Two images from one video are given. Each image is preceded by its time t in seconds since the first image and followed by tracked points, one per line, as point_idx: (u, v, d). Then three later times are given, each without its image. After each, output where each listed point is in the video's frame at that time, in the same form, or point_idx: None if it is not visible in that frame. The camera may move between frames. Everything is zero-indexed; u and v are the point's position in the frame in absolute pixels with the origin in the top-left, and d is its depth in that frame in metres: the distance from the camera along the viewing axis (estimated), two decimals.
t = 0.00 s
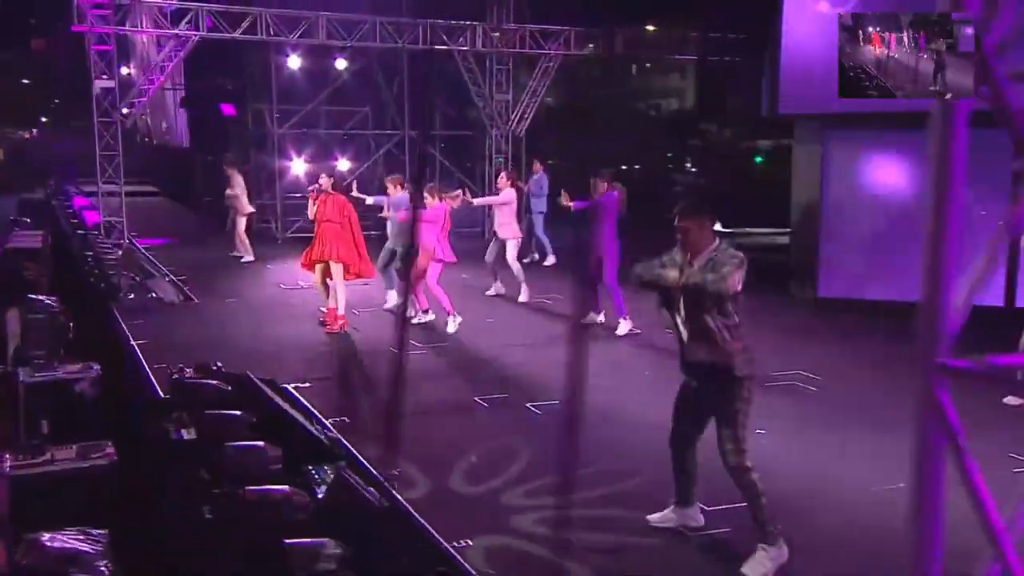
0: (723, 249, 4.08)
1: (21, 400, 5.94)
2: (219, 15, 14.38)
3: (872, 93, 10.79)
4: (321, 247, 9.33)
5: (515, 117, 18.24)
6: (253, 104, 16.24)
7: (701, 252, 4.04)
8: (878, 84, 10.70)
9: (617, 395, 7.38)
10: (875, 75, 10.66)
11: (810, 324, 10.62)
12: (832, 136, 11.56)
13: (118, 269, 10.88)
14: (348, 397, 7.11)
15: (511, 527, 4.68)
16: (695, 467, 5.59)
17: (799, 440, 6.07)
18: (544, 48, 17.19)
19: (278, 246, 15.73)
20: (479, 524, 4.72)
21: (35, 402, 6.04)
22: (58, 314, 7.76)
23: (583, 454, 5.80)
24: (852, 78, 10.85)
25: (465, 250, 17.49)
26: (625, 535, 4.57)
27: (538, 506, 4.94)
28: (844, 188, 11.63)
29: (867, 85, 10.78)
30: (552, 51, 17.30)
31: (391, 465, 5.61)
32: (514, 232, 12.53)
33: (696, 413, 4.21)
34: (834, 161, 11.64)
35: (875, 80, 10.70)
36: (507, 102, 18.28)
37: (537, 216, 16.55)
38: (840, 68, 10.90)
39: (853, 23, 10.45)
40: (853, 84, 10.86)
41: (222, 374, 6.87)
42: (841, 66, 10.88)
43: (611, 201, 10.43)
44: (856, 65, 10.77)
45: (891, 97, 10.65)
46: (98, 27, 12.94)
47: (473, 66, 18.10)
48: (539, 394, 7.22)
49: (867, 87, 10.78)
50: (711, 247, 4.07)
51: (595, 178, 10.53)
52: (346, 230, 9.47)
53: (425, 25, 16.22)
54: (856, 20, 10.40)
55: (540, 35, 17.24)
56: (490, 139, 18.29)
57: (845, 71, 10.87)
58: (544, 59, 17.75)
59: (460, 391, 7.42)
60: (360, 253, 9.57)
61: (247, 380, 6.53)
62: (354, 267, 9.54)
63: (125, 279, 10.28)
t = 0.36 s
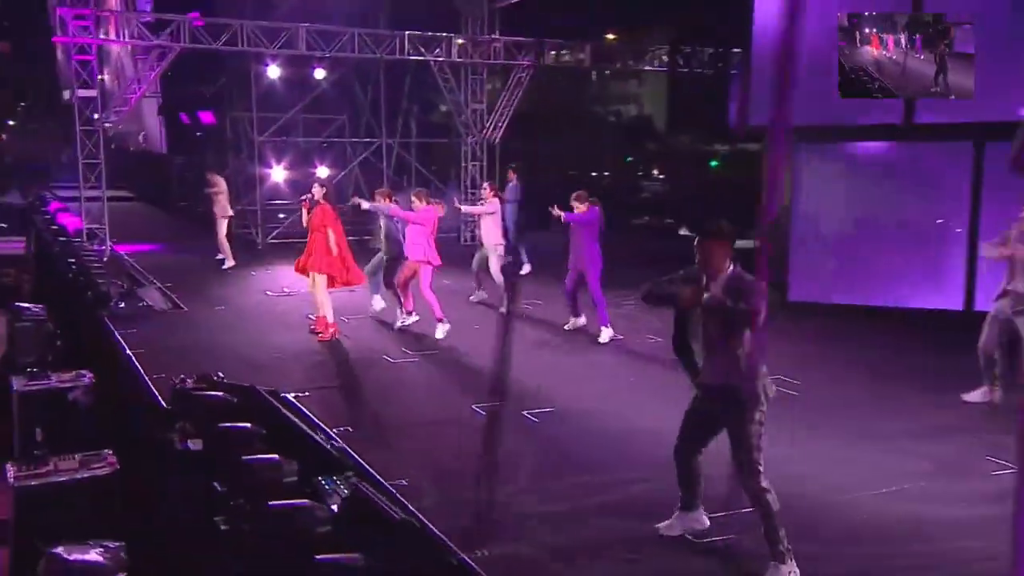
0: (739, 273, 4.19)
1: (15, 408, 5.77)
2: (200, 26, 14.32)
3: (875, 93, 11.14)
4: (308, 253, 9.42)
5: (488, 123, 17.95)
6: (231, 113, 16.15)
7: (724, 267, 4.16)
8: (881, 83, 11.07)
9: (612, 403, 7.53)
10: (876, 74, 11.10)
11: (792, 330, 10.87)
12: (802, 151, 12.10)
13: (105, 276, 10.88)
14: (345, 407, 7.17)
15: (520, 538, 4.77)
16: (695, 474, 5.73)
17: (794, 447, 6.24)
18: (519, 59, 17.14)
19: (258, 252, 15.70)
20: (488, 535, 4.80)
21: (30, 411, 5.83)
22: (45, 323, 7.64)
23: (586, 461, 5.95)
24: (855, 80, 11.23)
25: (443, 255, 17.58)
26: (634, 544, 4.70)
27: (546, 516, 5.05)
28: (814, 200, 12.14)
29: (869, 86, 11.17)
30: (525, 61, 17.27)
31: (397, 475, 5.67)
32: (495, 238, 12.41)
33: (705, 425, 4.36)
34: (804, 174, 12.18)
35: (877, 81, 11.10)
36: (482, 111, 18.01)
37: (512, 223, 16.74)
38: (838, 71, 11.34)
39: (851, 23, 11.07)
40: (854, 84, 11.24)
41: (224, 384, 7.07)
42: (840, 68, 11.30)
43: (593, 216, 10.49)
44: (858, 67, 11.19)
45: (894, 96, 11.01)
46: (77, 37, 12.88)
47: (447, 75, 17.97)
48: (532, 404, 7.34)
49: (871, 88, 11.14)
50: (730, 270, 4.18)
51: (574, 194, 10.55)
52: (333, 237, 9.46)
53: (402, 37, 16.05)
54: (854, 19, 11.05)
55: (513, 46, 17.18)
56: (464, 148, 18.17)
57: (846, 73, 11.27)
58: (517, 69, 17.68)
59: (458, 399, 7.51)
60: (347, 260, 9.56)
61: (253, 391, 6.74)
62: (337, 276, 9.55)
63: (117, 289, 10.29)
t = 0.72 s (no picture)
0: (736, 303, 4.43)
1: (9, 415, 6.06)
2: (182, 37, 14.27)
3: (878, 92, 11.00)
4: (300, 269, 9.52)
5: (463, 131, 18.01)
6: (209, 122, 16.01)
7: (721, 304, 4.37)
8: (883, 83, 10.94)
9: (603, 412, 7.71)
10: (877, 74, 10.97)
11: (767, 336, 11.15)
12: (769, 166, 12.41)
13: (92, 285, 10.87)
14: (343, 419, 7.27)
15: (525, 545, 4.90)
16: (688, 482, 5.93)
17: (782, 456, 6.47)
18: (492, 71, 17.31)
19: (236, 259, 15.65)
20: (496, 542, 4.93)
21: (21, 422, 6.10)
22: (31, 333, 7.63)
23: (587, 469, 6.13)
24: (856, 81, 11.11)
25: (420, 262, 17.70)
26: (638, 552, 4.86)
27: (548, 524, 5.19)
28: (781, 214, 12.46)
29: (871, 86, 11.04)
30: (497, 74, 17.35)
31: (401, 484, 5.80)
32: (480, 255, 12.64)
33: (707, 438, 4.53)
34: (771, 189, 12.48)
35: (879, 80, 10.95)
36: (456, 122, 18.15)
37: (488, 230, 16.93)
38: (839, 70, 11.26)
39: (848, 23, 11.01)
40: (856, 85, 11.13)
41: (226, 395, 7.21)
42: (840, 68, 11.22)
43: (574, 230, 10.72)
44: (855, 66, 11.09)
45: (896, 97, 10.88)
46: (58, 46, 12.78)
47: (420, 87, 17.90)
48: (525, 413, 7.52)
49: (873, 88, 11.01)
50: (730, 299, 4.41)
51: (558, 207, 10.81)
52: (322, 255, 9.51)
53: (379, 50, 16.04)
54: (851, 20, 10.98)
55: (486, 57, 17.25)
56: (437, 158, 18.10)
57: (846, 74, 11.17)
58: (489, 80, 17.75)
59: (453, 407, 7.65)
60: (331, 273, 9.52)
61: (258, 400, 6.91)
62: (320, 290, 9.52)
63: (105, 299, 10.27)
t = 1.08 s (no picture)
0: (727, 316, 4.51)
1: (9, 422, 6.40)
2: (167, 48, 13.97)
3: (881, 92, 11.58)
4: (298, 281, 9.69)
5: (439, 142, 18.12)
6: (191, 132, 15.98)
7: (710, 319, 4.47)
8: (885, 83, 11.57)
9: (597, 420, 7.97)
10: (877, 74, 11.59)
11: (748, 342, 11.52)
12: (743, 174, 12.83)
13: (84, 294, 10.92)
14: (346, 429, 7.41)
15: (540, 548, 5.07)
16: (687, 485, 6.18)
17: (773, 460, 6.76)
18: (467, 84, 17.41)
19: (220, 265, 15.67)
20: (512, 546, 5.11)
21: (19, 430, 6.43)
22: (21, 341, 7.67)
23: (590, 476, 6.33)
24: (858, 81, 11.66)
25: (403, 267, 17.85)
26: (648, 552, 5.05)
27: (560, 528, 5.36)
28: (754, 221, 12.83)
29: (871, 86, 11.59)
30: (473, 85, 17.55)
31: (413, 492, 5.97)
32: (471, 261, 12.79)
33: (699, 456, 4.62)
34: (744, 196, 12.88)
35: (880, 79, 11.58)
36: (434, 132, 18.28)
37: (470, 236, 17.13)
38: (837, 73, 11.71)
39: (846, 25, 11.55)
40: (857, 85, 11.65)
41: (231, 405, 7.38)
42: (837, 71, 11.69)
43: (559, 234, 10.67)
44: (856, 67, 11.62)
45: (898, 96, 11.48)
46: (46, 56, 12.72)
47: (400, 97, 17.91)
48: (522, 420, 7.75)
49: (875, 87, 11.58)
50: (720, 315, 4.49)
51: (545, 211, 10.75)
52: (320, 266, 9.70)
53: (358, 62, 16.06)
54: (847, 23, 11.54)
55: (463, 69, 17.24)
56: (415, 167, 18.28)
57: (847, 75, 11.65)
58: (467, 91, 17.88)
59: (452, 416, 7.85)
60: (326, 281, 9.71)
61: (270, 411, 7.12)
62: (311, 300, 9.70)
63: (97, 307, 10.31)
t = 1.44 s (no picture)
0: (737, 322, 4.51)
1: (14, 432, 6.35)
2: (159, 59, 14.06)
3: (885, 91, 11.89)
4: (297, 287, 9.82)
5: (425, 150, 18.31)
6: (180, 140, 15.92)
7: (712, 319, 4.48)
8: (888, 83, 11.90)
9: (597, 425, 8.24)
10: (879, 74, 11.93)
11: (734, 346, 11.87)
12: (723, 183, 13.21)
13: (81, 302, 10.97)
14: (357, 435, 7.62)
15: (558, 551, 5.30)
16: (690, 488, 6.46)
17: (769, 464, 7.09)
18: (451, 94, 17.56)
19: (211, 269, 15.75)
20: (531, 549, 5.36)
21: (24, 439, 6.38)
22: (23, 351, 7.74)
23: (598, 480, 6.61)
24: (861, 82, 12.00)
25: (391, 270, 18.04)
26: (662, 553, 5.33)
27: (575, 532, 5.59)
28: (732, 229, 13.24)
29: (873, 86, 11.93)
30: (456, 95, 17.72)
31: (429, 498, 6.18)
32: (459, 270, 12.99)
33: (700, 465, 4.75)
34: (723, 205, 13.28)
35: (883, 79, 11.91)
36: (418, 141, 18.38)
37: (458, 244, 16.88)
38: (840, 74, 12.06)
39: (844, 25, 11.96)
40: (860, 86, 11.99)
41: (242, 414, 7.53)
42: (839, 73, 12.04)
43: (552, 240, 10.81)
44: (858, 68, 11.98)
45: (901, 95, 11.81)
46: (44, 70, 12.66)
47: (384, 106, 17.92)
48: (526, 425, 8.01)
49: (878, 87, 11.91)
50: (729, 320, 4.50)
51: (536, 218, 10.86)
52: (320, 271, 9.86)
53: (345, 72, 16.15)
54: (846, 23, 11.93)
55: (446, 80, 17.42)
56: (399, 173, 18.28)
57: (849, 76, 12.01)
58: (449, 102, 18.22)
59: (457, 422, 8.07)
60: (328, 287, 9.88)
61: (283, 420, 7.36)
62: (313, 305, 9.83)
63: (99, 318, 10.50)
